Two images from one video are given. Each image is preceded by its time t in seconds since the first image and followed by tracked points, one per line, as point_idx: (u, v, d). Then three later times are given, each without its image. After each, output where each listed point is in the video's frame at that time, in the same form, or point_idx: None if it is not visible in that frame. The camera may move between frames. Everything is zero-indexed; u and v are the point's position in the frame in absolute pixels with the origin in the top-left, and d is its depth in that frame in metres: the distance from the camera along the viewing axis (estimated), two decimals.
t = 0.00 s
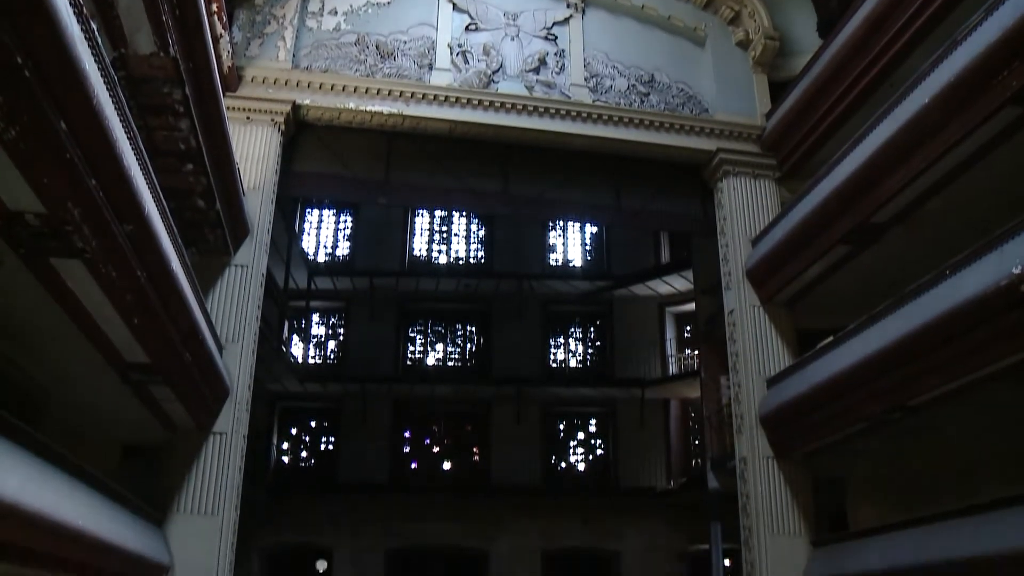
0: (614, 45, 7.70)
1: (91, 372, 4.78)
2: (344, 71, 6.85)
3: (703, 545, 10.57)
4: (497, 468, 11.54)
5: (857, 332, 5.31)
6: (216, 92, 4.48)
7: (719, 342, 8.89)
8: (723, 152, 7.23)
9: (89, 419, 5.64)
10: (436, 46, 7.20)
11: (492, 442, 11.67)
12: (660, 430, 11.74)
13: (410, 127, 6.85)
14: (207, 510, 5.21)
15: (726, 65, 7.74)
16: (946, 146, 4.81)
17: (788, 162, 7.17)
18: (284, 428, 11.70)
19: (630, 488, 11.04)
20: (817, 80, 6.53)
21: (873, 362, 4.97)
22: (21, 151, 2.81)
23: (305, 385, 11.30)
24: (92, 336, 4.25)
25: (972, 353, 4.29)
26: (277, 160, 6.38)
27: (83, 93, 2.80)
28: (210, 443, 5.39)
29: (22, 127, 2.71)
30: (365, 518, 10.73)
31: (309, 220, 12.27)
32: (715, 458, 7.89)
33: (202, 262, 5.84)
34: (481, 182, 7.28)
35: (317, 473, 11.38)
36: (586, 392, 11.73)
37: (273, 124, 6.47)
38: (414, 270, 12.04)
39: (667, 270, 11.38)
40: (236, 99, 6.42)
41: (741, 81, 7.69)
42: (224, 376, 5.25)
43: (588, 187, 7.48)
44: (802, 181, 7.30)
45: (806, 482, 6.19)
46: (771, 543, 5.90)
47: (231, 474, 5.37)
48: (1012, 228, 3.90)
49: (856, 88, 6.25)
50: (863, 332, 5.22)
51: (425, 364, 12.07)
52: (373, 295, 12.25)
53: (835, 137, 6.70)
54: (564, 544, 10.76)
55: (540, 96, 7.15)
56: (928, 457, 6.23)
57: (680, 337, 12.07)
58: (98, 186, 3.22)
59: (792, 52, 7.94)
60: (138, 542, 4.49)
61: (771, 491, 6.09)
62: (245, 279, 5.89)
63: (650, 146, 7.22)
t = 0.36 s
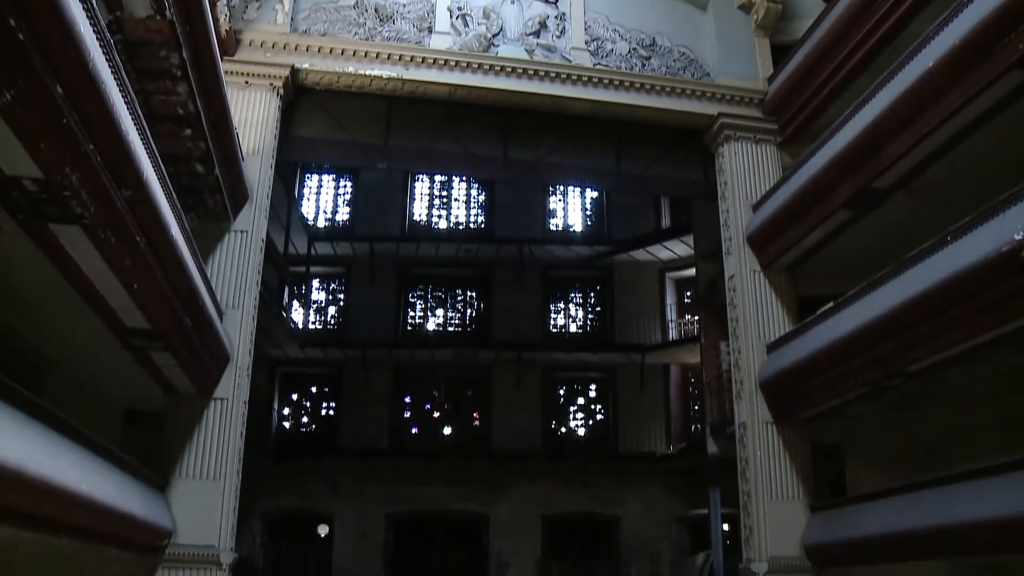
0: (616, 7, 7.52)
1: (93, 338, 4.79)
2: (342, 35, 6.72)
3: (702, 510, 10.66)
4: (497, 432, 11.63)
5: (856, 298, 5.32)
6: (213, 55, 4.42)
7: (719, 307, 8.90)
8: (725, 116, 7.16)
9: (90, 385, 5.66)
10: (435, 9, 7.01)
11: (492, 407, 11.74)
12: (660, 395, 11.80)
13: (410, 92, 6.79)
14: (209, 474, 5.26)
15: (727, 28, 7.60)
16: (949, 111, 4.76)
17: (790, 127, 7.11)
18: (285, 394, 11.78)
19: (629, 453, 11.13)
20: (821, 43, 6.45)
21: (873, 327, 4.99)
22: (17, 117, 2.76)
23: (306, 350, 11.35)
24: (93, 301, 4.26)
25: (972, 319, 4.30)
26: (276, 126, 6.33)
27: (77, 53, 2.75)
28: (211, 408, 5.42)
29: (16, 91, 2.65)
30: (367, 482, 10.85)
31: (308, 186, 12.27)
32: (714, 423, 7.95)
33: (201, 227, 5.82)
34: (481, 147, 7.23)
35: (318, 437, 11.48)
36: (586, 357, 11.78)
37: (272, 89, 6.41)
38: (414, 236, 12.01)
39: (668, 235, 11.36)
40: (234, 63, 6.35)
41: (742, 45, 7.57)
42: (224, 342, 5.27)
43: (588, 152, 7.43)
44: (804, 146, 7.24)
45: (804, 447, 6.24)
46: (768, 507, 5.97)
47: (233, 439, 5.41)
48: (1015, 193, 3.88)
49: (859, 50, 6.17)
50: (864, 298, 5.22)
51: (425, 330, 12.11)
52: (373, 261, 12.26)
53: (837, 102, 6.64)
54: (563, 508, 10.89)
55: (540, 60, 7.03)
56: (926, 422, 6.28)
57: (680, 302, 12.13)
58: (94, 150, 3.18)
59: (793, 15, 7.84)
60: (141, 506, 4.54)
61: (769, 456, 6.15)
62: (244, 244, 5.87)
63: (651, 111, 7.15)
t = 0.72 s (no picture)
0: None
1: (93, 311, 4.80)
2: (340, 6, 6.60)
3: (701, 483, 10.75)
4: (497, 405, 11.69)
5: (857, 271, 5.32)
6: (210, 26, 4.37)
7: (719, 279, 8.90)
8: (725, 88, 7.10)
9: (90, 357, 5.67)
10: None
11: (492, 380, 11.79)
12: (659, 368, 11.85)
13: (410, 64, 6.72)
14: (210, 446, 5.30)
15: None
16: (952, 84, 4.73)
17: (791, 99, 7.05)
18: (286, 366, 11.82)
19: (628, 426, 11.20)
20: (824, 14, 6.37)
21: (873, 301, 4.99)
22: (14, 90, 2.74)
23: (306, 323, 11.37)
24: (92, 275, 4.25)
25: (972, 293, 4.30)
26: (274, 98, 6.28)
27: (73, 25, 2.73)
28: (211, 381, 5.45)
29: (13, 62, 2.63)
30: (368, 455, 10.93)
31: (308, 158, 12.21)
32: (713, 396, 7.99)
33: (200, 200, 5.79)
34: (480, 119, 7.18)
35: (319, 410, 11.55)
36: (586, 330, 11.81)
37: (271, 61, 6.35)
38: (414, 208, 11.97)
39: (668, 208, 11.33)
40: (232, 35, 6.27)
41: (744, 16, 7.46)
42: (224, 315, 5.28)
43: (589, 124, 7.38)
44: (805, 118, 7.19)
45: (803, 419, 6.28)
46: (765, 479, 6.02)
47: (234, 412, 5.44)
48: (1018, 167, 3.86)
49: (863, 21, 6.10)
50: (864, 271, 5.22)
51: (425, 302, 12.12)
52: (374, 233, 12.24)
53: (839, 74, 6.58)
54: (562, 480, 10.99)
55: (541, 31, 6.92)
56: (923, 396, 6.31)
57: (680, 275, 12.16)
58: (93, 123, 3.16)
59: None
60: (143, 479, 4.58)
61: (767, 429, 6.19)
62: (245, 217, 5.85)
63: (653, 82, 7.09)
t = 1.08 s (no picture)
0: None
1: (93, 285, 4.80)
2: None
3: (700, 456, 10.82)
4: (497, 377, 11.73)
5: (857, 245, 5.31)
6: None
7: (720, 252, 8.88)
8: (727, 61, 7.03)
9: (91, 331, 5.68)
10: None
11: (492, 353, 11.82)
12: (659, 341, 11.87)
13: (411, 35, 6.65)
14: (211, 418, 5.33)
15: None
16: (956, 56, 4.68)
17: (792, 72, 6.98)
18: (286, 339, 11.85)
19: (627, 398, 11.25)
20: None
21: (874, 275, 4.99)
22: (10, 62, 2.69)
23: (306, 296, 11.36)
24: (91, 249, 4.24)
25: (972, 267, 4.30)
26: (273, 70, 6.21)
27: None
28: (211, 353, 5.46)
29: (8, 34, 2.58)
30: (369, 427, 10.99)
31: (307, 131, 12.14)
32: (713, 369, 8.01)
33: (199, 172, 5.76)
34: (480, 91, 7.11)
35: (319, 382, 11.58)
36: (586, 304, 11.81)
37: (269, 32, 6.27)
38: (414, 180, 11.90)
39: (669, 181, 11.24)
40: (230, 6, 6.21)
41: None
42: (223, 289, 5.28)
43: (589, 95, 7.32)
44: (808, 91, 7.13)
45: (802, 392, 6.31)
46: (764, 452, 6.06)
47: (235, 385, 5.46)
48: (1020, 140, 3.84)
49: None
50: (865, 244, 5.21)
51: (425, 275, 12.10)
52: (373, 206, 12.19)
53: (843, 45, 6.51)
54: (562, 453, 11.06)
55: (541, 2, 6.82)
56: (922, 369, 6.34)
57: (681, 247, 12.09)
58: (89, 95, 3.12)
59: None
60: (145, 453, 4.60)
61: (766, 402, 6.22)
62: (244, 190, 5.83)
63: (653, 54, 7.02)
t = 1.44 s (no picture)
0: None
1: (94, 251, 4.80)
2: None
3: (700, 420, 10.90)
4: (497, 342, 11.77)
5: (859, 210, 5.29)
6: None
7: (721, 217, 8.84)
8: (729, 24, 6.93)
9: (91, 297, 5.69)
10: None
11: (492, 317, 11.85)
12: (660, 306, 11.90)
13: None
14: (213, 383, 5.36)
15: None
16: (960, 21, 4.62)
17: (795, 36, 6.88)
18: (286, 304, 11.86)
19: (627, 363, 11.30)
20: None
21: (875, 241, 4.99)
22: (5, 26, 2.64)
23: (306, 262, 11.35)
24: (91, 215, 4.23)
25: (973, 233, 4.28)
26: (270, 33, 6.13)
27: None
28: (212, 319, 5.48)
29: None
30: (370, 392, 11.05)
31: (306, 95, 12.05)
32: (713, 333, 8.03)
33: (197, 138, 5.72)
34: (480, 55, 7.03)
35: (319, 347, 11.62)
36: (586, 269, 11.80)
37: None
38: (413, 145, 11.81)
39: (670, 145, 11.13)
40: None
41: None
42: (223, 254, 5.28)
43: (590, 58, 7.24)
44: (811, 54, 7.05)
45: (801, 357, 6.33)
46: (762, 417, 6.11)
47: (236, 350, 5.48)
48: None
49: None
50: (867, 210, 5.20)
51: (425, 240, 12.06)
52: (373, 170, 12.13)
53: (847, 8, 6.41)
54: (562, 417, 11.14)
55: None
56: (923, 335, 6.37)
57: (681, 212, 12.06)
58: (86, 59, 3.08)
59: None
60: (147, 419, 4.63)
61: (765, 367, 6.25)
62: (243, 155, 5.79)
63: (654, 18, 6.95)
